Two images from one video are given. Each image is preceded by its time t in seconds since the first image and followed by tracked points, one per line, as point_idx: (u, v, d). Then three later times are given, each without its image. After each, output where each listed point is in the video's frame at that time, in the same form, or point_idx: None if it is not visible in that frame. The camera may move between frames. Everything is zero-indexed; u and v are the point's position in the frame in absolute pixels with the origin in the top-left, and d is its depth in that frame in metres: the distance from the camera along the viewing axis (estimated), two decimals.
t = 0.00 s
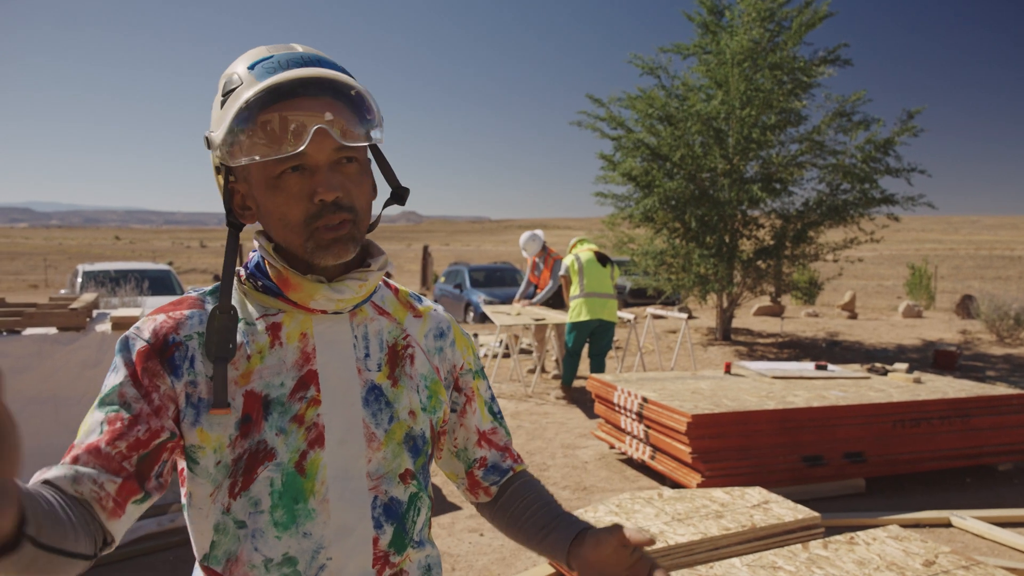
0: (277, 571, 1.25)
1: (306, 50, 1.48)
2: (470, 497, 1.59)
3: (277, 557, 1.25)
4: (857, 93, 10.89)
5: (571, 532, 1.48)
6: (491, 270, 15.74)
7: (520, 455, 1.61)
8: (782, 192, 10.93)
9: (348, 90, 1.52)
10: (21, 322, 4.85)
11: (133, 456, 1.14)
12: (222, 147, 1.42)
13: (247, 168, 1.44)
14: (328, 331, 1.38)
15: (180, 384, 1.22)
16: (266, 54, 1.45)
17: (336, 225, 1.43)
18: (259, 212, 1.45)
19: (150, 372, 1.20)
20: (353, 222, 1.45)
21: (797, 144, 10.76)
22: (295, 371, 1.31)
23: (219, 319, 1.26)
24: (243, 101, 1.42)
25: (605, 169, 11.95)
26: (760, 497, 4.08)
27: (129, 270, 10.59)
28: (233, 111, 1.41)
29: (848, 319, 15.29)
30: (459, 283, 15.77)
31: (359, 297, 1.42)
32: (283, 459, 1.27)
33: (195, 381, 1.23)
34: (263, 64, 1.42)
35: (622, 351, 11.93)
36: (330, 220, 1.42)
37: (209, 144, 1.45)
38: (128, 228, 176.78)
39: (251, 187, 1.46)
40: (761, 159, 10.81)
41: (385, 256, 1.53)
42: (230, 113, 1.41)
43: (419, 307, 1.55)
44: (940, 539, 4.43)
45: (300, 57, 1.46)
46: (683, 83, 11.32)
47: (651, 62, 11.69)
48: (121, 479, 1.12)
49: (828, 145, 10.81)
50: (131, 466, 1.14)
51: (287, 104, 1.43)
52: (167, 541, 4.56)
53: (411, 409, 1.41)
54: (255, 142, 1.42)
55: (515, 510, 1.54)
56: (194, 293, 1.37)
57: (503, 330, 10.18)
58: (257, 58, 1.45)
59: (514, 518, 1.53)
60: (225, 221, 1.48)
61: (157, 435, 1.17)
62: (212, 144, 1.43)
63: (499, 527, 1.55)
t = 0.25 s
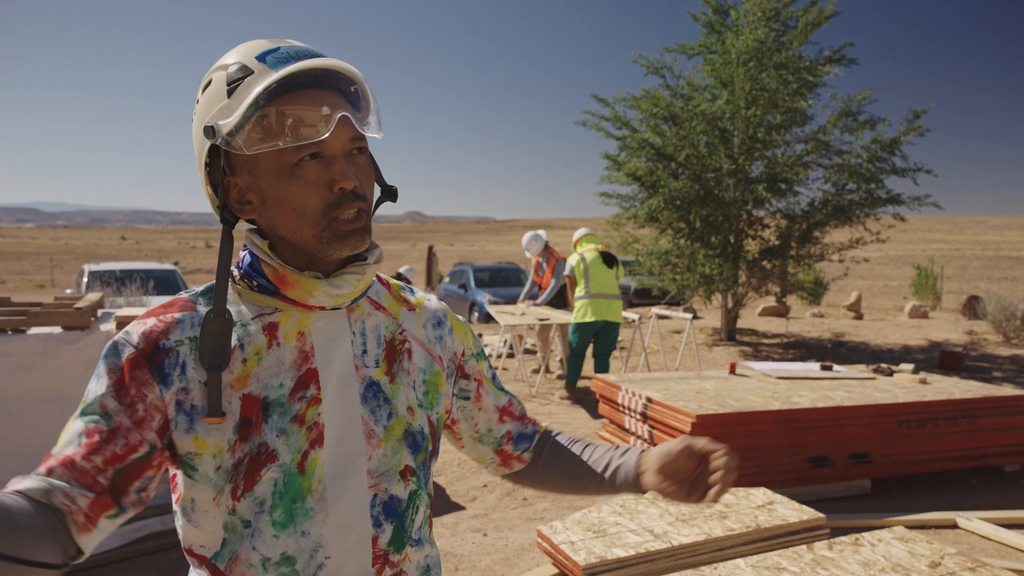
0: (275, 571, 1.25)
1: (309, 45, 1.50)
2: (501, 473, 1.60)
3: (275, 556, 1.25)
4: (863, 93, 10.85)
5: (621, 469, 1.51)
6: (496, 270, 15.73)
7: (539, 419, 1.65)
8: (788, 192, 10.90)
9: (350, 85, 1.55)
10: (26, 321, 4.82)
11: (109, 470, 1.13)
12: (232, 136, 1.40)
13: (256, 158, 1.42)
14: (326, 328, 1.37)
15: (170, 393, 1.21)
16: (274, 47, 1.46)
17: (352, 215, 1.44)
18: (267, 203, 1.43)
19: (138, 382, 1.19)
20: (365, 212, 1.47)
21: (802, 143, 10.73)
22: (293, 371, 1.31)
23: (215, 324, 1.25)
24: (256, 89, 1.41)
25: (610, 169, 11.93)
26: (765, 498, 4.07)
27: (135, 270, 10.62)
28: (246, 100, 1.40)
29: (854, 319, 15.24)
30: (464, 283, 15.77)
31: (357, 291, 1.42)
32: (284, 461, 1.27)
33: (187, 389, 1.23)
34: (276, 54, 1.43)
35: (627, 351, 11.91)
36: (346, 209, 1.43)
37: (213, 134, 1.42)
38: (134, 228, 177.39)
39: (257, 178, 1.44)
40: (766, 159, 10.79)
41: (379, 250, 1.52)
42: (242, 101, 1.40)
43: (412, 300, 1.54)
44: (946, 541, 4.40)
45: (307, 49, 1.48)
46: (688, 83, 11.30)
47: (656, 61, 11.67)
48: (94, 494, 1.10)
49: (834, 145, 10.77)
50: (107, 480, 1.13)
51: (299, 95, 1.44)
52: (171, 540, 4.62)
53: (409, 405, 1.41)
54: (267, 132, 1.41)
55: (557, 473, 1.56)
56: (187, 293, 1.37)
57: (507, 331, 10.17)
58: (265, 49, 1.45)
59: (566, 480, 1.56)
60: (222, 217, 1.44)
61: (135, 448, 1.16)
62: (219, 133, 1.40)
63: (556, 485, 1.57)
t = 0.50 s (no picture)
0: (278, 569, 1.25)
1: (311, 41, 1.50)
2: (519, 460, 1.61)
3: (278, 555, 1.25)
4: (870, 92, 10.80)
5: (660, 446, 1.60)
6: (502, 269, 15.73)
7: (556, 402, 1.64)
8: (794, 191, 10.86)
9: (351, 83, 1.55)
10: (32, 320, 4.81)
11: (72, 440, 1.14)
12: (229, 132, 1.40)
13: (253, 154, 1.43)
14: (324, 324, 1.37)
15: (159, 383, 1.23)
16: (274, 42, 1.45)
17: (346, 215, 1.43)
18: (263, 200, 1.44)
19: (127, 367, 1.21)
20: (362, 211, 1.46)
21: (809, 143, 10.69)
22: (291, 368, 1.31)
23: (210, 319, 1.26)
24: (253, 86, 1.41)
25: (616, 168, 11.91)
26: (771, 498, 4.05)
27: (141, 269, 10.65)
28: (243, 96, 1.40)
29: (861, 319, 15.17)
30: (469, 282, 15.77)
31: (355, 287, 1.41)
32: (281, 457, 1.27)
33: (177, 380, 1.24)
34: (274, 50, 1.43)
35: (632, 351, 11.89)
36: (342, 208, 1.42)
37: (211, 129, 1.42)
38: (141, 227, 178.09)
39: (255, 175, 1.44)
40: (772, 158, 10.75)
41: (379, 246, 1.51)
42: (239, 98, 1.40)
43: (413, 295, 1.54)
44: (954, 541, 4.38)
45: (306, 45, 1.47)
46: (694, 82, 11.27)
47: (662, 60, 11.64)
48: (50, 459, 1.11)
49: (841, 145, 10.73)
50: (68, 450, 1.14)
51: (297, 92, 1.44)
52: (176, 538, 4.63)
53: (410, 401, 1.41)
54: (265, 128, 1.42)
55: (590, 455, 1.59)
56: (185, 291, 1.39)
57: (512, 330, 10.17)
58: (265, 44, 1.45)
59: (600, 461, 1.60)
60: (219, 212, 1.45)
61: (102, 425, 1.17)
62: (216, 128, 1.41)
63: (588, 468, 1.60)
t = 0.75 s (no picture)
0: (277, 567, 1.26)
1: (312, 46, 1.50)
2: (523, 461, 1.61)
3: (278, 554, 1.26)
4: (875, 91, 10.77)
5: (649, 432, 1.57)
6: (506, 269, 15.73)
7: (554, 401, 1.65)
8: (798, 191, 10.84)
9: (353, 86, 1.55)
10: (37, 320, 4.83)
11: (73, 435, 1.15)
12: (230, 139, 1.41)
13: (255, 161, 1.44)
14: (326, 326, 1.38)
15: (163, 382, 1.23)
16: (275, 48, 1.45)
17: (348, 220, 1.44)
18: (265, 205, 1.44)
19: (132, 366, 1.22)
20: (363, 215, 1.47)
21: (814, 142, 10.66)
22: (293, 368, 1.32)
23: (214, 320, 1.27)
24: (254, 92, 1.42)
25: (620, 168, 11.90)
26: (775, 498, 4.05)
27: (146, 269, 10.69)
28: (244, 103, 1.41)
29: (866, 319, 15.13)
30: (473, 282, 15.77)
31: (357, 290, 1.42)
32: (282, 457, 1.27)
33: (181, 379, 1.24)
34: (274, 57, 1.43)
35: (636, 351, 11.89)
36: (343, 213, 1.43)
37: (212, 136, 1.43)
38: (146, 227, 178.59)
39: (256, 180, 1.45)
40: (777, 158, 10.73)
41: (382, 249, 1.52)
42: (240, 105, 1.41)
43: (416, 298, 1.55)
44: (958, 542, 4.37)
45: (306, 51, 1.47)
46: (698, 81, 11.26)
47: (666, 60, 11.63)
48: (49, 453, 1.12)
49: (846, 144, 10.70)
50: (68, 445, 1.15)
51: (299, 98, 1.44)
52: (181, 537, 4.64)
53: (412, 403, 1.41)
54: (266, 134, 1.42)
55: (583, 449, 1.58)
56: (191, 291, 1.40)
57: (516, 330, 10.17)
58: (265, 51, 1.45)
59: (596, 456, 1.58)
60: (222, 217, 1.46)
61: (103, 421, 1.17)
62: (218, 136, 1.42)
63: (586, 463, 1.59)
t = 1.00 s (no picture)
0: (277, 566, 1.27)
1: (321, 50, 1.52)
2: (535, 458, 1.63)
3: (278, 552, 1.27)
4: (880, 91, 10.74)
5: (646, 414, 1.59)
6: (510, 269, 15.73)
7: (560, 395, 1.66)
8: (803, 191, 10.81)
9: (361, 90, 1.56)
10: (43, 320, 4.83)
11: (81, 425, 1.17)
12: (238, 140, 1.42)
13: (262, 161, 1.45)
14: (331, 327, 1.39)
15: (169, 378, 1.25)
16: (284, 51, 1.47)
17: (354, 220, 1.44)
18: (271, 205, 1.45)
19: (141, 361, 1.24)
20: (368, 217, 1.47)
21: (818, 142, 10.64)
22: (297, 368, 1.33)
23: (220, 320, 1.28)
24: (263, 94, 1.43)
25: (624, 168, 11.90)
26: (779, 498, 4.06)
27: (151, 269, 10.72)
28: (253, 104, 1.42)
29: (870, 319, 15.09)
30: (477, 282, 15.78)
31: (362, 291, 1.42)
32: (283, 456, 1.28)
33: (188, 376, 1.26)
34: (284, 60, 1.45)
35: (640, 351, 11.88)
36: (349, 213, 1.43)
37: (221, 136, 1.44)
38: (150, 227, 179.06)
39: (263, 181, 1.46)
40: (781, 157, 10.71)
41: (388, 250, 1.52)
42: (249, 105, 1.42)
43: (422, 300, 1.55)
44: (962, 543, 4.36)
45: (315, 54, 1.49)
46: (702, 81, 11.25)
47: (670, 60, 11.62)
48: (57, 441, 1.14)
49: (850, 144, 10.67)
50: (76, 434, 1.16)
51: (306, 100, 1.46)
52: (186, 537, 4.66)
53: (416, 404, 1.42)
54: (274, 135, 1.43)
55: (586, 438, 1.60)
56: (201, 290, 1.42)
57: (520, 330, 10.18)
58: (275, 54, 1.47)
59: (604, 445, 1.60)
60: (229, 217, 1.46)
61: (111, 413, 1.19)
62: (226, 136, 1.43)
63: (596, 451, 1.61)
